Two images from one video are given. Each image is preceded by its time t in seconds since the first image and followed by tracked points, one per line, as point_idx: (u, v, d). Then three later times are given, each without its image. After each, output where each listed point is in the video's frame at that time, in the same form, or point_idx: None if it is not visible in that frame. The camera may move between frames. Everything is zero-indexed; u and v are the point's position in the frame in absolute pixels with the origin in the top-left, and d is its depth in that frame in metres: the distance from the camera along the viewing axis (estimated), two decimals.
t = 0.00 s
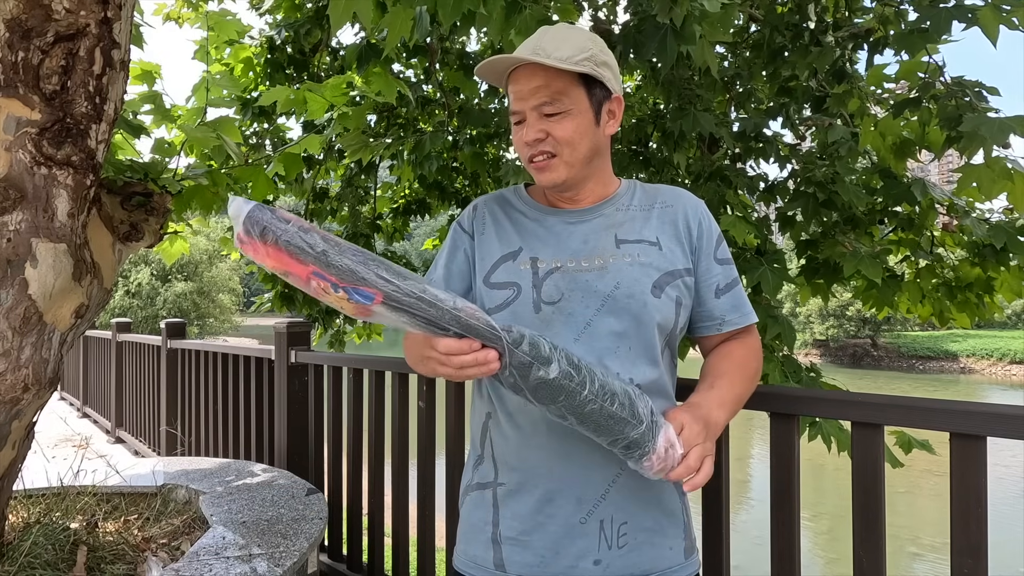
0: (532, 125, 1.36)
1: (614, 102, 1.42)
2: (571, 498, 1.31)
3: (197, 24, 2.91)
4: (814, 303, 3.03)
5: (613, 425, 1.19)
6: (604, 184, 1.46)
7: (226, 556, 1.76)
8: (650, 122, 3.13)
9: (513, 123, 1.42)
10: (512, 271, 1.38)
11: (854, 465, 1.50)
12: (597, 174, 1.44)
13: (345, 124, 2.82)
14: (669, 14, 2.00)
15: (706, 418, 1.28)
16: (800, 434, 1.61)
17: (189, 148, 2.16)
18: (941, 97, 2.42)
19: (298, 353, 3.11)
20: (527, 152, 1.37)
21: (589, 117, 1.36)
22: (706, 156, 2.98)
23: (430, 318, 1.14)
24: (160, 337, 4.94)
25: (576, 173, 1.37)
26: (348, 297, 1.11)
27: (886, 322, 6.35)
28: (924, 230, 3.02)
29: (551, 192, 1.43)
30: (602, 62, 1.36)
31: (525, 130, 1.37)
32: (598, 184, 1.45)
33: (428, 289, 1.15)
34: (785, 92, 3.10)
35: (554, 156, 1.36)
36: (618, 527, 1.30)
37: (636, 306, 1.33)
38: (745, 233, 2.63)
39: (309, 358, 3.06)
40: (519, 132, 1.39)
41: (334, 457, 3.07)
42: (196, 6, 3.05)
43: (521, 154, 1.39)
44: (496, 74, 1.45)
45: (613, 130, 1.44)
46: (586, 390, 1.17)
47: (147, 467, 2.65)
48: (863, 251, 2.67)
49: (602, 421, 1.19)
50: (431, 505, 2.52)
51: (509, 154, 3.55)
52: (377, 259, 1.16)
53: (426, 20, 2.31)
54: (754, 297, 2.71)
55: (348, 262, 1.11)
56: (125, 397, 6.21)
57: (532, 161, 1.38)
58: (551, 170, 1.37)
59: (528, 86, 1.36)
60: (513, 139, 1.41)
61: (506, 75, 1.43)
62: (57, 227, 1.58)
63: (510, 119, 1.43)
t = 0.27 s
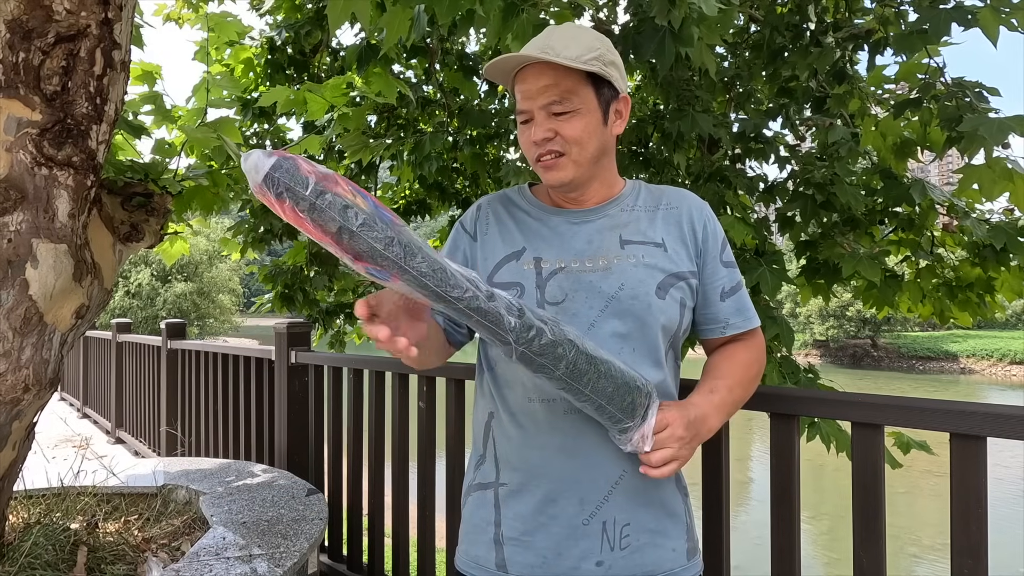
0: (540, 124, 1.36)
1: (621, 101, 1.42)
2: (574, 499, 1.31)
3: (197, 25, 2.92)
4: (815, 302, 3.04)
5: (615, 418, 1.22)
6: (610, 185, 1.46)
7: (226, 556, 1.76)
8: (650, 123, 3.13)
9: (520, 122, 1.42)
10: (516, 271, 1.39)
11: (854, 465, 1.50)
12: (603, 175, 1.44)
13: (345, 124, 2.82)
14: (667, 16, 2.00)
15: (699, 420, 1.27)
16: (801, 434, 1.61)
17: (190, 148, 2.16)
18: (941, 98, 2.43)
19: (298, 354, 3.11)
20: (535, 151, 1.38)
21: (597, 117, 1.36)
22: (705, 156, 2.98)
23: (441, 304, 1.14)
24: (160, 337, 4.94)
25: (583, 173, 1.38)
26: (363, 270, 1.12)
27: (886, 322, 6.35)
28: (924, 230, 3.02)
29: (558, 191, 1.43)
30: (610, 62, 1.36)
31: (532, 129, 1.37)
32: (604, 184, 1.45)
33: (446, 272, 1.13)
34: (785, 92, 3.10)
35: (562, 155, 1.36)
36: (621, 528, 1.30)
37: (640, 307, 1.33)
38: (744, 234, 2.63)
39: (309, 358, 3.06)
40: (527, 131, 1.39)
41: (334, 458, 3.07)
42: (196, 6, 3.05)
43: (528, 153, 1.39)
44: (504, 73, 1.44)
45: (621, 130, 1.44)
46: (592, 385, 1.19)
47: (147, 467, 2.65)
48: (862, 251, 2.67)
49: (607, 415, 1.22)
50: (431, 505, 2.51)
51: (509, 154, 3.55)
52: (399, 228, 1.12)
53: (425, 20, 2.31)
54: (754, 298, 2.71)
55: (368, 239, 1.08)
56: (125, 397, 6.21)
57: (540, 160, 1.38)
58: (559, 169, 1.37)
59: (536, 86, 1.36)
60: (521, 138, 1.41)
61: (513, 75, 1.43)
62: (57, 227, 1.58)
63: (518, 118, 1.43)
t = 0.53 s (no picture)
0: (538, 126, 1.35)
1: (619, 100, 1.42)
2: (575, 498, 1.31)
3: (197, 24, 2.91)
4: (815, 302, 3.04)
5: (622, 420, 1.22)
6: (610, 185, 1.46)
7: (226, 556, 1.76)
8: (650, 122, 3.13)
9: (518, 123, 1.42)
10: (517, 269, 1.39)
11: (854, 465, 1.50)
12: (603, 175, 1.44)
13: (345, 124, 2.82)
14: (665, 17, 2.00)
15: (713, 406, 1.29)
16: (800, 434, 1.60)
17: (189, 148, 2.16)
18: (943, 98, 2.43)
19: (298, 353, 3.11)
20: (533, 153, 1.38)
21: (595, 118, 1.36)
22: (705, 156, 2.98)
23: (434, 322, 1.17)
24: (160, 337, 4.94)
25: (582, 173, 1.38)
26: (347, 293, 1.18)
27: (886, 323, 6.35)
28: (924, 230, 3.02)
29: (557, 192, 1.43)
30: (608, 61, 1.36)
31: (531, 131, 1.37)
32: (603, 185, 1.45)
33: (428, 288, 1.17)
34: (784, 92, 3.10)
35: (560, 156, 1.36)
36: (622, 528, 1.30)
37: (642, 305, 1.33)
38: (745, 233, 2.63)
39: (309, 358, 3.06)
40: (525, 133, 1.39)
41: (334, 458, 3.07)
42: (196, 6, 3.05)
43: (526, 154, 1.39)
44: (500, 76, 1.44)
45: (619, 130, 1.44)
46: (593, 394, 1.19)
47: (147, 467, 2.65)
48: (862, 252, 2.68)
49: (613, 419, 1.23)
50: (431, 505, 2.51)
51: (509, 154, 3.55)
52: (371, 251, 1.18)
53: (425, 20, 2.31)
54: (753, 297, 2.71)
55: (339, 263, 1.15)
56: (125, 397, 6.21)
57: (538, 161, 1.38)
58: (557, 170, 1.37)
59: (533, 87, 1.36)
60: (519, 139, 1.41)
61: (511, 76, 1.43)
62: (57, 227, 1.58)
63: (516, 119, 1.43)
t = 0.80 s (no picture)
0: (533, 126, 1.36)
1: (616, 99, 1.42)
2: (576, 499, 1.31)
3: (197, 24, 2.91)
4: (815, 302, 3.04)
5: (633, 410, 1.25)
6: (607, 184, 1.46)
7: (226, 556, 1.76)
8: (650, 122, 3.13)
9: (514, 123, 1.42)
10: (516, 269, 1.39)
11: (854, 465, 1.50)
12: (599, 174, 1.44)
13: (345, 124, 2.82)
14: (666, 16, 2.00)
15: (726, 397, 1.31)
16: (801, 434, 1.60)
17: (189, 148, 2.16)
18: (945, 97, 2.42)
19: (298, 353, 3.11)
20: (528, 153, 1.38)
21: (590, 117, 1.36)
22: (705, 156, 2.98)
23: (423, 324, 1.21)
24: (160, 337, 4.94)
25: (577, 173, 1.38)
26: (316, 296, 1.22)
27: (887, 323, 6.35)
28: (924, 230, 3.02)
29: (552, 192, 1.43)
30: (603, 61, 1.36)
31: (526, 131, 1.37)
32: (600, 184, 1.45)
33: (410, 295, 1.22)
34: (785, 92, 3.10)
35: (556, 157, 1.36)
36: (623, 528, 1.30)
37: (642, 304, 1.33)
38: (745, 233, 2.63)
39: (309, 358, 3.06)
40: (520, 133, 1.39)
41: (334, 458, 3.07)
42: (196, 6, 3.05)
43: (522, 155, 1.39)
44: (497, 76, 1.45)
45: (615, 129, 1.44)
46: (591, 380, 1.21)
47: (147, 467, 2.65)
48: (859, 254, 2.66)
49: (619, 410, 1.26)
50: (431, 505, 2.51)
51: (509, 154, 3.55)
52: (336, 257, 1.24)
53: (426, 20, 2.31)
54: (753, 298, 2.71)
55: (303, 268, 1.19)
56: (125, 396, 6.21)
57: (534, 161, 1.39)
58: (552, 171, 1.37)
59: (528, 88, 1.36)
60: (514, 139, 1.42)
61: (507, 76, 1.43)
62: (57, 227, 1.58)
63: (512, 119, 1.43)
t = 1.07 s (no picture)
0: (528, 126, 1.36)
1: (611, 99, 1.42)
2: (573, 500, 1.31)
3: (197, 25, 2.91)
4: (815, 302, 3.04)
5: (648, 392, 1.24)
6: (603, 184, 1.46)
7: (226, 556, 1.76)
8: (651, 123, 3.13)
9: (510, 124, 1.42)
10: (513, 271, 1.39)
11: (854, 465, 1.50)
12: (595, 174, 1.44)
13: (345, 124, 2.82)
14: (667, 16, 2.00)
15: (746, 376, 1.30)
16: (800, 435, 1.60)
17: (190, 149, 2.16)
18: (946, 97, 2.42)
19: (298, 354, 3.12)
20: (524, 154, 1.38)
21: (585, 117, 1.36)
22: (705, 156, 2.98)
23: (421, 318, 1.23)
24: (160, 337, 4.94)
25: (573, 174, 1.38)
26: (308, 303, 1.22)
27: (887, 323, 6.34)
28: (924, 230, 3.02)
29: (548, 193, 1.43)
30: (597, 61, 1.36)
31: (521, 132, 1.37)
32: (597, 184, 1.45)
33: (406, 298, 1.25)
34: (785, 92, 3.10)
35: (551, 157, 1.37)
36: (621, 529, 1.30)
37: (639, 305, 1.33)
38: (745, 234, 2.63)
39: (309, 358, 3.06)
40: (515, 134, 1.40)
41: (334, 458, 3.07)
42: (196, 6, 3.05)
43: (518, 156, 1.40)
44: (492, 78, 1.45)
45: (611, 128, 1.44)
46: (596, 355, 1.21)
47: (147, 468, 2.65)
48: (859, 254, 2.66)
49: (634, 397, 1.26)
50: (431, 505, 2.51)
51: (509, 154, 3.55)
52: (328, 266, 1.26)
53: (426, 21, 2.31)
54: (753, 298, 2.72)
55: (296, 277, 1.21)
56: (125, 396, 6.21)
57: (529, 162, 1.39)
58: (547, 171, 1.38)
59: (523, 88, 1.36)
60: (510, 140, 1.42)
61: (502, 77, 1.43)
62: (57, 228, 1.58)
63: (507, 120, 1.43)
